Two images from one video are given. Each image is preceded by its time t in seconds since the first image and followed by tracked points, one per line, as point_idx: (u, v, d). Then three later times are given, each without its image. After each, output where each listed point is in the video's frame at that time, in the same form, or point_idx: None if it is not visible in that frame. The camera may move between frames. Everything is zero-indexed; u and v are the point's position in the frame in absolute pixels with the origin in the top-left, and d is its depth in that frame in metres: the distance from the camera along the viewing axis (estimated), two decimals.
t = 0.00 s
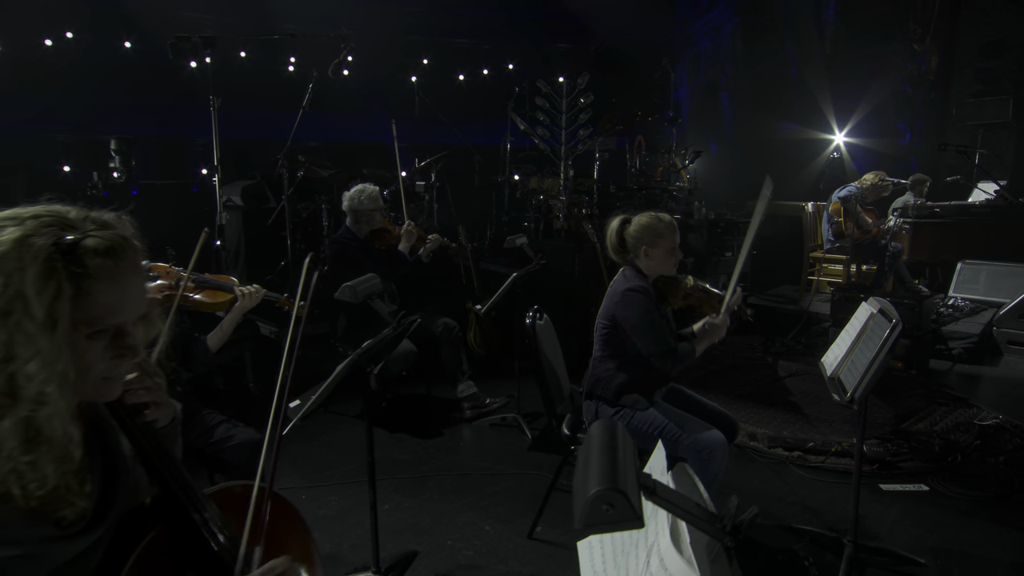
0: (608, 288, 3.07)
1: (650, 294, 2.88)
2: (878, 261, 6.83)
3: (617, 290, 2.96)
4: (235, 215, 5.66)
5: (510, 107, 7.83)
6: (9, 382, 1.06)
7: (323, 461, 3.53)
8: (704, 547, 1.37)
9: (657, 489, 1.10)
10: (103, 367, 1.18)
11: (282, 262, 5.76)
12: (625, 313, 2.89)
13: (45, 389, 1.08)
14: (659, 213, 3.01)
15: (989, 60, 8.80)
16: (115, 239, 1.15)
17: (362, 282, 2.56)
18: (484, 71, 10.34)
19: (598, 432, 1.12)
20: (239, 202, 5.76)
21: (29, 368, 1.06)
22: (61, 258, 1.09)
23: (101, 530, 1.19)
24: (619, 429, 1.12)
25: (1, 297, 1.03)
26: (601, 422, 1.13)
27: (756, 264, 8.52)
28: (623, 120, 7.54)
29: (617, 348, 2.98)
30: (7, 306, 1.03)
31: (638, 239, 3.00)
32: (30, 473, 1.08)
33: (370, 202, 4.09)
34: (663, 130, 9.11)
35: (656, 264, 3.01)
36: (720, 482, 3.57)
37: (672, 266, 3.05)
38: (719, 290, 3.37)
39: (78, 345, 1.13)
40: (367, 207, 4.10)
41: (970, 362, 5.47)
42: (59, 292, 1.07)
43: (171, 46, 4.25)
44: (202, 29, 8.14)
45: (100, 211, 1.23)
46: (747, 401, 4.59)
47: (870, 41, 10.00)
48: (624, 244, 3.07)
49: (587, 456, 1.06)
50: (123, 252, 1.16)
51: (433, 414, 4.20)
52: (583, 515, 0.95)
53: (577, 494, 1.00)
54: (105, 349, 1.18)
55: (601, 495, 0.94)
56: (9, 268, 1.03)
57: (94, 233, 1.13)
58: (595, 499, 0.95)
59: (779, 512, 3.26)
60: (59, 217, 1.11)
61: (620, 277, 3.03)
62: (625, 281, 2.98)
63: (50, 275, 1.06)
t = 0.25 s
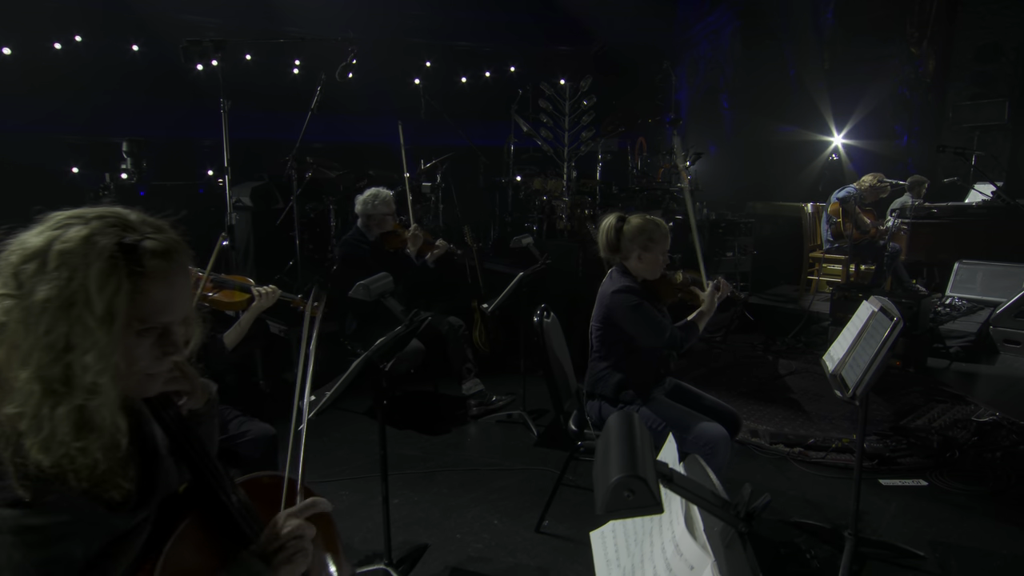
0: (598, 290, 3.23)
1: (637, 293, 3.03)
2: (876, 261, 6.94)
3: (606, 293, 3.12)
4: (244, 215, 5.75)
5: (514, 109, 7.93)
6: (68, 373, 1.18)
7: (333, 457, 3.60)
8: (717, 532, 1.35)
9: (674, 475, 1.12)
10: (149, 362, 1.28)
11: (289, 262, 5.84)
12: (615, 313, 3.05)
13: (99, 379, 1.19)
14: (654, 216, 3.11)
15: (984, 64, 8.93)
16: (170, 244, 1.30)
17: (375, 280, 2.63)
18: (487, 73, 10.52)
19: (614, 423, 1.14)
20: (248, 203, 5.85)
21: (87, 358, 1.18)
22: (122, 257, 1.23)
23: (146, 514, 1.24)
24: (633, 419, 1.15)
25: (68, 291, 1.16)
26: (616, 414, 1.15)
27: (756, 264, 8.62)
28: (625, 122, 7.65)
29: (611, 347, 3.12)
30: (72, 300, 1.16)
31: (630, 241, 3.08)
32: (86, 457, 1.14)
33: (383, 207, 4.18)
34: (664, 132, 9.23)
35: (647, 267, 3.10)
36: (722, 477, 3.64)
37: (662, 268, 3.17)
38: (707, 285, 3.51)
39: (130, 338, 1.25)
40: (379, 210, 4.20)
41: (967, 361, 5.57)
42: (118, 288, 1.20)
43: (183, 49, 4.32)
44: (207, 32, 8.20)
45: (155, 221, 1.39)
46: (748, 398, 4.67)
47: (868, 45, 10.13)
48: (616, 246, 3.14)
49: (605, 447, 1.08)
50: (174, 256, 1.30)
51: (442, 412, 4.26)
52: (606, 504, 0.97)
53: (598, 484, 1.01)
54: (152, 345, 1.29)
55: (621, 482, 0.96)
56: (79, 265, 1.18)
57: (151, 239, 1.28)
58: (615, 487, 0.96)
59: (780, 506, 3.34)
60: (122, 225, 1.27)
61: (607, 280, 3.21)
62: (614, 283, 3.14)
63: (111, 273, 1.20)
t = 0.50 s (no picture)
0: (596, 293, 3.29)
1: (635, 294, 3.12)
2: (875, 260, 7.04)
3: (603, 295, 3.20)
4: (254, 216, 5.87)
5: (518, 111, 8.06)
6: (122, 367, 1.27)
7: (343, 453, 3.66)
8: (731, 517, 1.41)
9: (691, 465, 1.18)
10: (193, 360, 1.38)
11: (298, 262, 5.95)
12: (614, 315, 3.12)
13: (150, 374, 1.28)
14: (649, 219, 3.16)
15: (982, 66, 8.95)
16: (219, 249, 1.40)
17: (388, 279, 2.68)
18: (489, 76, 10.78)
19: (633, 415, 1.21)
20: (258, 203, 5.97)
21: (139, 354, 1.27)
22: (175, 260, 1.32)
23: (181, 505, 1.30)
24: (650, 410, 1.21)
25: (127, 290, 1.26)
26: (634, 405, 1.22)
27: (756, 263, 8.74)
28: (627, 124, 7.78)
29: (611, 349, 3.18)
30: (130, 300, 1.26)
31: (626, 243, 3.15)
32: (134, 448, 1.21)
33: (398, 209, 4.24)
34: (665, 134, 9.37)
35: (643, 269, 3.17)
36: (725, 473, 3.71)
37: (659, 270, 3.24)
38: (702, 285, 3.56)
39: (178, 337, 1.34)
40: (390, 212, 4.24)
41: (964, 359, 5.65)
42: (170, 288, 1.30)
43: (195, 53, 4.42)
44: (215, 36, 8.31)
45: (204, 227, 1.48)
46: (750, 395, 4.75)
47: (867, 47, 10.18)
48: (614, 249, 3.20)
49: (623, 438, 1.14)
50: (223, 261, 1.39)
51: (449, 409, 4.34)
52: (625, 490, 1.03)
53: (618, 471, 1.08)
54: (197, 344, 1.38)
55: (641, 469, 1.02)
56: (136, 266, 1.28)
57: (202, 244, 1.38)
58: (635, 474, 1.02)
59: (782, 501, 3.40)
60: (176, 230, 1.37)
61: (605, 282, 3.28)
62: (609, 286, 3.22)
63: (165, 275, 1.30)
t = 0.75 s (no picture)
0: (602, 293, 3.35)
1: (639, 294, 3.18)
2: (875, 260, 7.11)
3: (608, 296, 3.26)
4: (263, 216, 5.98)
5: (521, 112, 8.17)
6: (160, 358, 1.31)
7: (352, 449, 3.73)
8: (741, 505, 1.49)
9: (706, 454, 1.23)
10: (224, 352, 1.42)
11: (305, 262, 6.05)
12: (620, 314, 3.19)
13: (186, 365, 1.32)
14: (647, 218, 3.23)
15: (979, 68, 9.16)
16: (249, 245, 1.44)
17: (400, 277, 2.74)
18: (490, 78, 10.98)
19: (647, 406, 1.27)
20: (266, 204, 6.08)
21: (175, 346, 1.31)
22: (208, 255, 1.36)
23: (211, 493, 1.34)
24: (665, 402, 1.26)
25: (164, 283, 1.31)
26: (649, 397, 1.27)
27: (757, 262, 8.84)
28: (630, 125, 7.88)
29: (616, 347, 3.25)
30: (166, 293, 1.30)
31: (629, 245, 3.20)
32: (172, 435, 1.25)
33: (411, 215, 4.32)
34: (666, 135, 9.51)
35: (647, 268, 3.23)
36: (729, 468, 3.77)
37: (663, 267, 3.29)
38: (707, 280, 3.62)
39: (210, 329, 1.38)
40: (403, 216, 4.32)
41: (963, 357, 5.72)
42: (204, 282, 1.34)
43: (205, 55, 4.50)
44: (218, 37, 8.78)
45: (234, 224, 1.53)
46: (752, 392, 4.81)
47: (866, 50, 10.32)
48: (617, 251, 3.25)
49: (640, 428, 1.20)
50: (254, 256, 1.43)
51: (457, 406, 4.41)
52: (644, 478, 1.07)
53: (636, 459, 1.12)
54: (229, 337, 1.42)
55: (660, 457, 1.08)
56: (173, 261, 1.33)
57: (233, 240, 1.42)
58: (653, 461, 1.08)
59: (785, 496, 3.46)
60: (208, 226, 1.41)
61: (609, 283, 3.35)
62: (614, 287, 3.27)
63: (200, 269, 1.34)
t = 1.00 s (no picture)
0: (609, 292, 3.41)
1: (646, 292, 3.25)
2: (874, 260, 7.20)
3: (615, 294, 3.32)
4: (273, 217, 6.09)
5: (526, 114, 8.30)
6: (191, 348, 1.35)
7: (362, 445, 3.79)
8: (753, 492, 1.49)
9: (719, 443, 1.28)
10: (251, 343, 1.45)
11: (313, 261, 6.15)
12: (627, 311, 3.26)
13: (216, 354, 1.36)
14: (654, 218, 3.30)
15: (977, 71, 9.45)
16: (272, 239, 1.47)
17: (411, 276, 2.79)
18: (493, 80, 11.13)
19: (662, 399, 1.32)
20: (276, 205, 6.20)
21: (205, 336, 1.35)
22: (234, 248, 1.40)
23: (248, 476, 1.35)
24: (680, 394, 1.32)
25: (193, 276, 1.35)
26: (663, 390, 1.33)
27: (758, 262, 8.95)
28: (632, 127, 8.01)
29: (624, 344, 3.31)
30: (195, 286, 1.34)
31: (635, 245, 3.27)
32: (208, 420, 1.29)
33: (421, 218, 4.38)
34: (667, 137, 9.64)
35: (654, 268, 3.29)
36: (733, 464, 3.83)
37: (669, 267, 3.34)
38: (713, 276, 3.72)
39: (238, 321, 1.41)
40: (411, 218, 4.39)
41: (961, 356, 5.79)
42: (231, 275, 1.37)
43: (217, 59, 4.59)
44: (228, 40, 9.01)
45: (257, 218, 1.56)
46: (754, 390, 4.89)
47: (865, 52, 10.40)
48: (624, 250, 3.33)
49: (656, 419, 1.25)
50: (277, 250, 1.46)
51: (464, 403, 4.47)
52: (662, 464, 1.12)
53: (654, 447, 1.18)
54: (255, 329, 1.46)
55: (677, 445, 1.13)
56: (201, 255, 1.36)
57: (257, 234, 1.45)
58: (670, 449, 1.12)
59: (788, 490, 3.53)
60: (233, 221, 1.44)
61: (616, 282, 3.40)
62: (622, 285, 3.34)
63: (226, 262, 1.37)
